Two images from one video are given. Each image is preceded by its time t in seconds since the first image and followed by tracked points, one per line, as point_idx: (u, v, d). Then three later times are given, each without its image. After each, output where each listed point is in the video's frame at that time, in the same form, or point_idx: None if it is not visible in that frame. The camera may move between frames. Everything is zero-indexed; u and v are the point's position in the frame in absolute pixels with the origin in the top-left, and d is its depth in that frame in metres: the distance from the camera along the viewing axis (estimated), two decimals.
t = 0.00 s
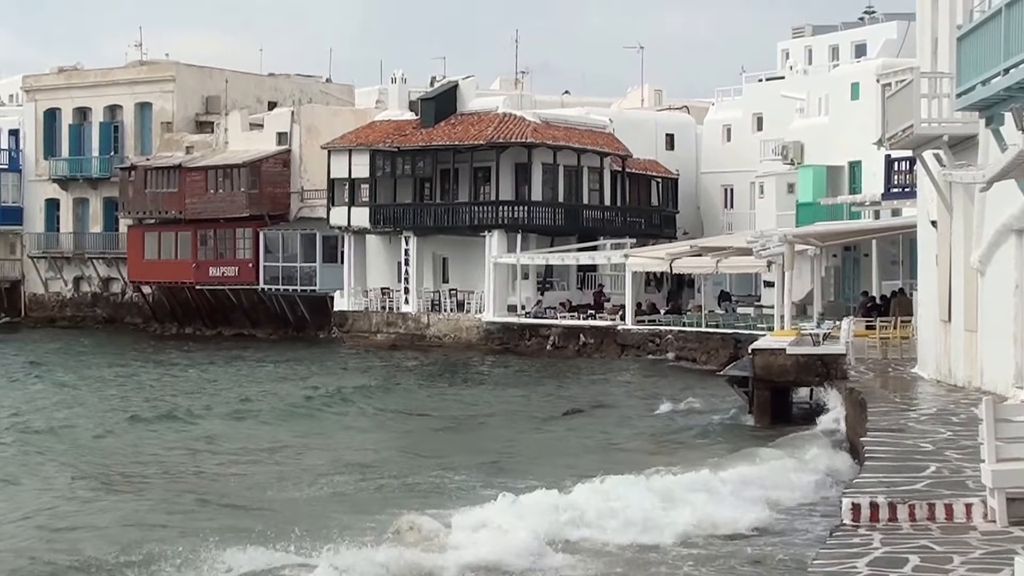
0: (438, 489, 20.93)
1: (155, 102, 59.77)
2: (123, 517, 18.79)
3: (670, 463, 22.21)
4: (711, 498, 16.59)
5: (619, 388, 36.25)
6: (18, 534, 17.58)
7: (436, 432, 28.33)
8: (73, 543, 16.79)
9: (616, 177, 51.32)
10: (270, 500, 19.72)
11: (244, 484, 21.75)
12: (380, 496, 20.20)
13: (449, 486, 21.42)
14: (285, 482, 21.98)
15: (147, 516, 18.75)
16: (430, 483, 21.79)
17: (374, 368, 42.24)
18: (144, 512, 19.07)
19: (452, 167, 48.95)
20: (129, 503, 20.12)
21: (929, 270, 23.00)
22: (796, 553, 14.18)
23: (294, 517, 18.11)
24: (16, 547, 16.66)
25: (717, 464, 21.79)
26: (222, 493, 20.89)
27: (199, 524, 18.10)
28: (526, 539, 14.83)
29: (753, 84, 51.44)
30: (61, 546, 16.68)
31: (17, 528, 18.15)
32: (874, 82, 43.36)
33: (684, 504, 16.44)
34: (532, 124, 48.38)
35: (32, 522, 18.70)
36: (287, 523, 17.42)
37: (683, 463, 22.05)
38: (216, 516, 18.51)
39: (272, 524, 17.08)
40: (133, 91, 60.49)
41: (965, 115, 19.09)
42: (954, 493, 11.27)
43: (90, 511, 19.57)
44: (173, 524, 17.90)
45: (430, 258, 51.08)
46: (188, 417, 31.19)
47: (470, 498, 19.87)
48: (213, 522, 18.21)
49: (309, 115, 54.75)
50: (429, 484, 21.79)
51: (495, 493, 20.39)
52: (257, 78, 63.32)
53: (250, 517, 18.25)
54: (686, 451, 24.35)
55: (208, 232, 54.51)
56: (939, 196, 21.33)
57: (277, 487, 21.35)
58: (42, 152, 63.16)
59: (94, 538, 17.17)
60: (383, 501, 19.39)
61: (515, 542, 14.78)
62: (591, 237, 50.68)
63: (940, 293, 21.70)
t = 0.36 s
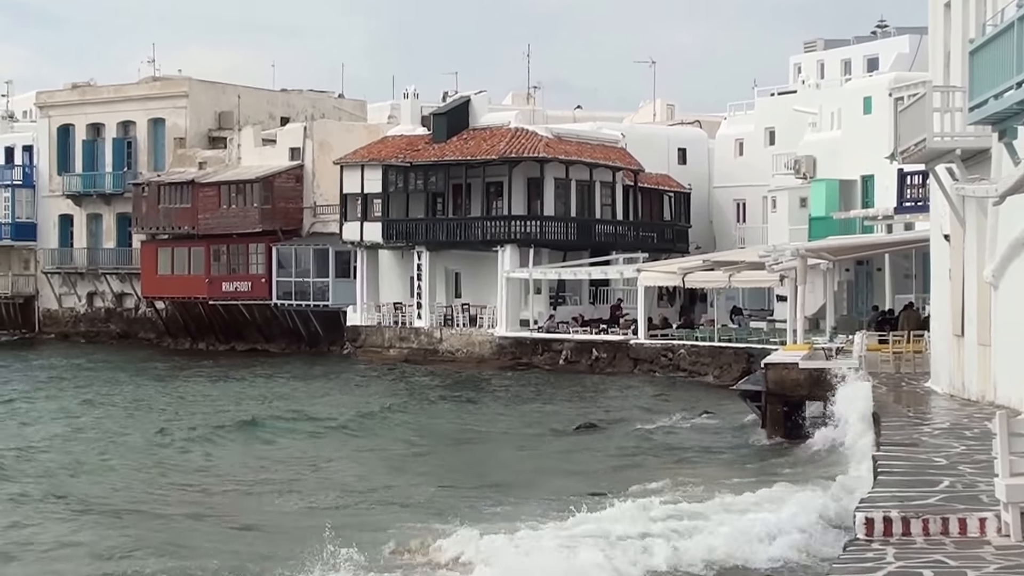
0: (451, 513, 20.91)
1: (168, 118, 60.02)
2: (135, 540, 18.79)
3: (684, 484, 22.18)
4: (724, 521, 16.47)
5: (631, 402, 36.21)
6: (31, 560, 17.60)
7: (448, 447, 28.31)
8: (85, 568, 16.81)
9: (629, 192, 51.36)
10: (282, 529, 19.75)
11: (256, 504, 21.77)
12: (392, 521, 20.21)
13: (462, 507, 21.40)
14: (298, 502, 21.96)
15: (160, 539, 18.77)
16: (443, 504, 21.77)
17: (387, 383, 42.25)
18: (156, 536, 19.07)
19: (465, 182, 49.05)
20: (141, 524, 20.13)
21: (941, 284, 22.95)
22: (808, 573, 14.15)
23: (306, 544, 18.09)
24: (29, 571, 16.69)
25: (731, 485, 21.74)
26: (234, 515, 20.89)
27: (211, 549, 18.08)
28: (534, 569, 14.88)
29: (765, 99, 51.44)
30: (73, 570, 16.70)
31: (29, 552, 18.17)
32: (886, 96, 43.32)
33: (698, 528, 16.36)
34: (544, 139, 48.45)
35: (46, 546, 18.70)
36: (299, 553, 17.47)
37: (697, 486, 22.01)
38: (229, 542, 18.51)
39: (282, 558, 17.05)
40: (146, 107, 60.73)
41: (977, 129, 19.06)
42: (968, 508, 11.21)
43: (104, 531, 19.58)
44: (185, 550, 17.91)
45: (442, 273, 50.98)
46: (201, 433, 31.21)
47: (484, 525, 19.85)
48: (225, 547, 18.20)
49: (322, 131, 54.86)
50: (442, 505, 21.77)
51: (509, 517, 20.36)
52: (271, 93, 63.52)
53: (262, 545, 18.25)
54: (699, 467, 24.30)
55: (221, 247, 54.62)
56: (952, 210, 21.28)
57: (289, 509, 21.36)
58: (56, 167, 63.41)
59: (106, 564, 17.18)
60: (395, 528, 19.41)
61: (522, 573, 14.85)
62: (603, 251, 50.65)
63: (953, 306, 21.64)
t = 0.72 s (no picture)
0: (467, 528, 20.93)
1: (185, 130, 60.25)
2: (156, 554, 18.85)
3: (702, 499, 22.17)
4: (742, 546, 16.43)
5: (647, 413, 36.13)
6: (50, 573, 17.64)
7: (463, 459, 28.30)
8: None
9: (645, 203, 51.34)
10: (299, 543, 19.76)
11: (273, 516, 21.82)
12: (407, 537, 20.21)
13: (477, 522, 21.41)
14: (316, 516, 21.99)
15: (179, 552, 18.82)
16: (459, 518, 21.79)
17: (404, 394, 42.26)
18: (176, 550, 19.10)
19: (481, 194, 49.10)
20: (160, 536, 20.17)
21: (958, 293, 22.91)
22: None
23: (323, 558, 18.10)
24: None
25: (748, 499, 21.69)
26: (252, 528, 20.93)
27: (231, 564, 18.11)
28: None
29: (781, 109, 51.42)
30: None
31: (47, 565, 18.21)
32: (903, 106, 43.28)
33: (716, 551, 16.33)
34: (560, 150, 48.51)
35: (67, 558, 18.76)
36: (316, 568, 17.47)
37: (715, 500, 21.96)
38: (246, 556, 18.52)
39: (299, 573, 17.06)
40: (163, 119, 60.96)
41: (994, 139, 18.96)
42: (986, 518, 11.18)
43: (126, 543, 19.65)
44: (203, 564, 17.92)
45: (459, 284, 50.92)
46: (218, 444, 31.25)
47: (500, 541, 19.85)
48: (244, 562, 18.25)
49: (339, 142, 54.93)
50: (459, 518, 21.78)
51: (525, 532, 20.37)
52: (287, 105, 63.68)
53: (279, 559, 18.26)
54: (715, 479, 24.28)
55: (239, 259, 54.76)
56: (968, 220, 21.22)
57: (308, 521, 21.38)
58: (73, 179, 63.65)
59: None
60: (412, 542, 19.41)
61: None
62: (620, 262, 50.63)
63: (971, 317, 21.58)
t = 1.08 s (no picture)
0: (489, 537, 20.93)
1: (206, 137, 60.49)
2: (179, 564, 18.91)
3: (725, 508, 22.14)
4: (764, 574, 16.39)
5: (668, 421, 36.05)
6: None
7: (483, 466, 28.28)
8: None
9: (666, 210, 51.28)
10: (323, 552, 19.80)
11: (296, 525, 21.87)
12: (429, 547, 20.22)
13: (499, 531, 21.41)
14: (338, 524, 22.03)
15: (201, 561, 18.87)
16: (481, 526, 21.79)
17: (424, 401, 42.28)
18: (199, 560, 19.15)
19: (502, 201, 49.10)
20: (183, 544, 20.24)
21: (980, 299, 22.81)
22: None
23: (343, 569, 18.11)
24: None
25: (772, 508, 21.64)
26: (275, 537, 20.96)
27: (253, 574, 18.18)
28: None
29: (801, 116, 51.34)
30: None
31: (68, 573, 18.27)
32: (924, 113, 43.16)
33: None
34: (581, 157, 48.53)
35: (91, 567, 18.84)
36: None
37: (738, 509, 21.91)
38: (266, 567, 18.54)
39: None
40: (185, 127, 61.24)
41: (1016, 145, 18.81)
42: (1008, 526, 11.13)
43: (148, 551, 19.72)
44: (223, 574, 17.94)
45: (480, 292, 50.84)
46: (238, 451, 31.29)
47: (521, 551, 19.83)
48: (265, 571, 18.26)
49: (359, 150, 55.06)
50: (480, 526, 21.77)
51: (547, 542, 20.35)
52: (309, 113, 63.87)
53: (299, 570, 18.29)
54: (738, 487, 24.23)
55: (260, 267, 54.89)
56: (990, 227, 21.11)
57: (330, 530, 21.42)
58: (95, 187, 63.91)
59: None
60: (432, 553, 19.40)
61: None
62: (641, 269, 50.58)
63: (992, 323, 21.49)
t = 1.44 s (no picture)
0: (514, 542, 20.93)
1: (232, 141, 60.73)
2: (205, 569, 18.99)
3: (749, 513, 22.06)
4: None
5: (694, 424, 35.95)
6: None
7: (507, 470, 28.26)
8: None
9: (691, 214, 51.19)
10: (347, 557, 19.86)
11: (320, 528, 21.93)
12: (453, 552, 20.24)
13: (523, 536, 21.41)
14: (363, 529, 22.08)
15: (227, 566, 18.94)
16: (505, 531, 21.81)
17: (450, 404, 42.30)
18: (225, 564, 19.23)
19: (527, 205, 49.17)
20: (208, 548, 20.32)
21: (1007, 303, 22.66)
22: None
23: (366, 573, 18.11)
24: None
25: (797, 512, 21.55)
26: (300, 541, 21.04)
27: None
28: None
29: (827, 119, 51.16)
30: None
31: None
32: (950, 116, 42.96)
33: None
34: (605, 161, 48.51)
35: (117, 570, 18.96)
36: None
37: (762, 513, 21.85)
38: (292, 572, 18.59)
39: None
40: (210, 131, 61.49)
41: None
42: None
43: (174, 555, 19.81)
44: None
45: (505, 295, 50.89)
46: (263, 455, 31.36)
47: (546, 556, 19.82)
48: None
49: (384, 154, 55.12)
50: (505, 531, 21.78)
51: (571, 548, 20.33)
52: (334, 116, 64.01)
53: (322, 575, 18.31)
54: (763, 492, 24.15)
55: (285, 270, 55.03)
56: (1017, 230, 20.95)
57: (354, 533, 21.47)
58: (122, 192, 64.20)
59: None
60: (456, 561, 19.39)
61: None
62: (666, 273, 50.47)
63: (1019, 327, 21.35)
